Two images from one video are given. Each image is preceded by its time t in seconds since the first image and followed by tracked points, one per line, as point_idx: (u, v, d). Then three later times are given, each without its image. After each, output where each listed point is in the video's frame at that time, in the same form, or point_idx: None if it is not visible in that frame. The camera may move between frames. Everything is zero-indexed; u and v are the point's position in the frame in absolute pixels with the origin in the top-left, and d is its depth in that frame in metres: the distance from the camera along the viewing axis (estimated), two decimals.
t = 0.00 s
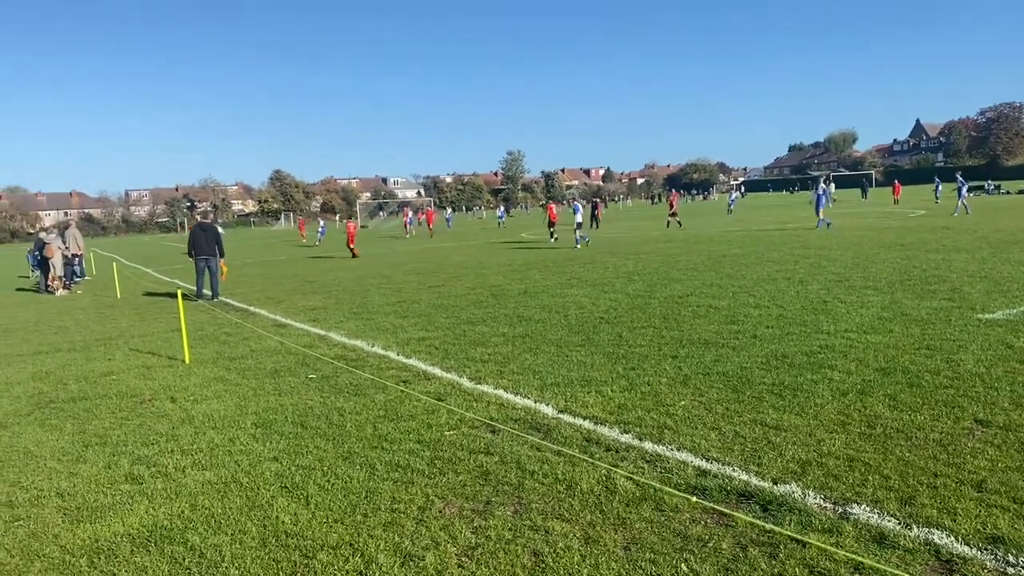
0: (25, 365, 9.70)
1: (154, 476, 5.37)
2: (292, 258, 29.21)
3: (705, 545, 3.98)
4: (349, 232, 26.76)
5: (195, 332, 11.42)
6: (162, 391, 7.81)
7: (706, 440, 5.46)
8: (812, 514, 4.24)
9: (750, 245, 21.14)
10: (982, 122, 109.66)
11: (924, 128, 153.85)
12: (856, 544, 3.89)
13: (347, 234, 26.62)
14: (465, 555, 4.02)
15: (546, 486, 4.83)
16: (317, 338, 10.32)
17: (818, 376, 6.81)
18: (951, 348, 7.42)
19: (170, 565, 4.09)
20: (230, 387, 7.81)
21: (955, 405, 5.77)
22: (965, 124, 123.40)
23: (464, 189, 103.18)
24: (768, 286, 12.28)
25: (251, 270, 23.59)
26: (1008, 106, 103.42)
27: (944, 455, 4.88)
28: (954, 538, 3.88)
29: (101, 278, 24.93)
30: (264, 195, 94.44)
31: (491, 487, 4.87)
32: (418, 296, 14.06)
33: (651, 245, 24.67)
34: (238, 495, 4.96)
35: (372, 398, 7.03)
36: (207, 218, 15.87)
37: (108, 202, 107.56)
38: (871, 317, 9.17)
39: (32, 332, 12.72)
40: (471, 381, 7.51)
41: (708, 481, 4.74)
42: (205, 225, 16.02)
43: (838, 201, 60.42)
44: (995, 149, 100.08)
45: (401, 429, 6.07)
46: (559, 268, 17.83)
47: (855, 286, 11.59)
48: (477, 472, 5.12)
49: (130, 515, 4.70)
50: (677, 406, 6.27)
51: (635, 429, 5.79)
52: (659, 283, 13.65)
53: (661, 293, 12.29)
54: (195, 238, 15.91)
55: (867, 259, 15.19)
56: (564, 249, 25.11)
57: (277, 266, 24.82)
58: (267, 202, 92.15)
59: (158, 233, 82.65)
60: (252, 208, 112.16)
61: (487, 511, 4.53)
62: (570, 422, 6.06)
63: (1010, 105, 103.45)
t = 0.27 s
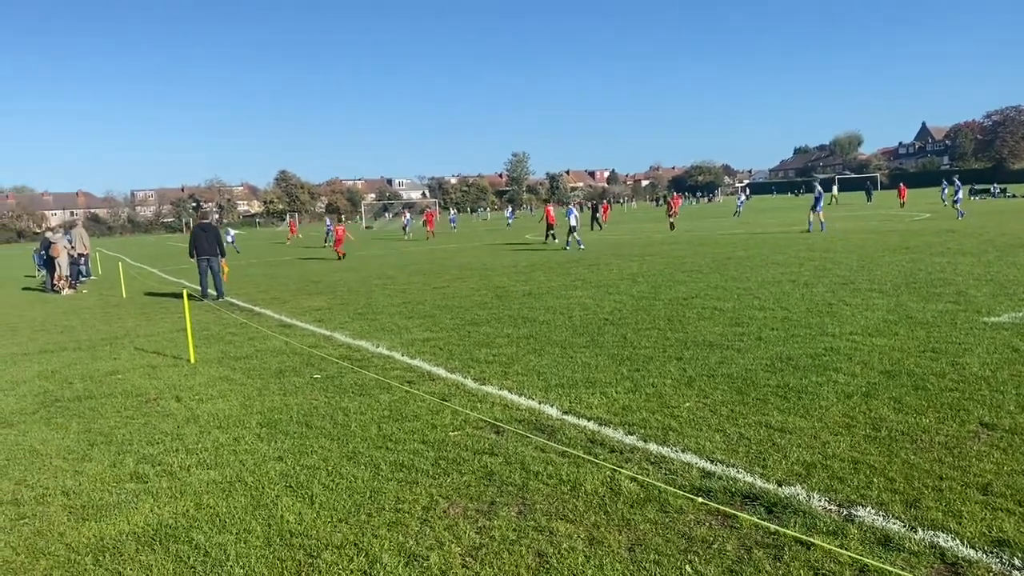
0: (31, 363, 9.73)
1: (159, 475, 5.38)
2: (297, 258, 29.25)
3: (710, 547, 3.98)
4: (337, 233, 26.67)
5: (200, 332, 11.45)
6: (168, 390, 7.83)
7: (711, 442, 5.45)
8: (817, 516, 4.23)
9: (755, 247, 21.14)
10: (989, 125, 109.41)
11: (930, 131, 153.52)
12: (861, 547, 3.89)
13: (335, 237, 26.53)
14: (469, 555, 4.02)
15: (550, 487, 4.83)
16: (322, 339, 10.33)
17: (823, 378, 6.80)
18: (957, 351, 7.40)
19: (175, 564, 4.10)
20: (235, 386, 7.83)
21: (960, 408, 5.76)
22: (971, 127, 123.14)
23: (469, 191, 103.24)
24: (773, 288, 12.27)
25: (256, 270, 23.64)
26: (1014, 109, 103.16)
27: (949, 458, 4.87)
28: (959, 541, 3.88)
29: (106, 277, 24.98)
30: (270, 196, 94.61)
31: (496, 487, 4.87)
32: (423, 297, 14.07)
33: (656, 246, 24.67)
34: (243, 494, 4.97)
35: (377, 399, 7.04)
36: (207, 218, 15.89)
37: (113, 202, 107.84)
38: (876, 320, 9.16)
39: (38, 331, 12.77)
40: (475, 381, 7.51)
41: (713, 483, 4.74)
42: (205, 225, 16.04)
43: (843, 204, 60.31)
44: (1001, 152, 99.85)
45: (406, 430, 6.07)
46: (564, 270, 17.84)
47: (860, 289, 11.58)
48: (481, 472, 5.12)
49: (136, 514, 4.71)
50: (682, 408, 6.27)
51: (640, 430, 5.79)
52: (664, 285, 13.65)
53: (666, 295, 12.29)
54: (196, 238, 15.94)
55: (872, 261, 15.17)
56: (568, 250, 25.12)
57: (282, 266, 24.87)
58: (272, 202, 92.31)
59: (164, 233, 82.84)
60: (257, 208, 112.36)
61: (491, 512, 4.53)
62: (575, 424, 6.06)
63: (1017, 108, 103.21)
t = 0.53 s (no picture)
0: (33, 363, 9.74)
1: (160, 475, 5.38)
2: (299, 259, 29.24)
3: (710, 550, 3.97)
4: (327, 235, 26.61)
5: (201, 332, 11.46)
6: (169, 390, 7.84)
7: (712, 444, 5.45)
8: (818, 519, 4.23)
9: (756, 250, 21.13)
10: (991, 128, 109.35)
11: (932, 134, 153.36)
12: (862, 550, 3.88)
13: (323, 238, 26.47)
14: (470, 557, 4.02)
15: (551, 489, 4.82)
16: (324, 339, 10.33)
17: (824, 381, 6.79)
18: (958, 354, 7.39)
19: (175, 565, 4.10)
20: (236, 387, 7.83)
21: (962, 412, 5.75)
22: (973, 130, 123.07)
23: (471, 192, 103.28)
24: (775, 291, 12.26)
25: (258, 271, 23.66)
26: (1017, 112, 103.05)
27: (950, 461, 4.86)
28: (961, 545, 3.87)
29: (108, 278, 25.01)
30: (272, 196, 94.71)
31: (496, 489, 4.86)
32: (424, 298, 14.07)
33: (658, 248, 24.69)
34: (243, 495, 4.97)
35: (378, 400, 7.03)
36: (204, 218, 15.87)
37: (116, 202, 108.00)
38: (878, 322, 9.15)
39: (40, 331, 12.78)
40: (477, 383, 7.50)
41: (713, 486, 4.74)
42: (203, 226, 16.05)
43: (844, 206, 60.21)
44: (1003, 154, 99.75)
45: (407, 431, 6.07)
46: (566, 271, 17.85)
47: (861, 291, 11.57)
48: (482, 474, 5.12)
49: (136, 515, 4.71)
50: (683, 410, 6.26)
51: (641, 432, 5.79)
52: (665, 286, 13.65)
53: (667, 297, 12.28)
54: (193, 239, 15.95)
55: (873, 264, 15.15)
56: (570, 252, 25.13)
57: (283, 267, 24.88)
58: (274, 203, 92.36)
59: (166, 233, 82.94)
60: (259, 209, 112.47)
61: (492, 513, 4.52)
62: (576, 426, 6.05)
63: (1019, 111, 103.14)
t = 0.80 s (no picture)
0: (30, 364, 9.73)
1: (156, 476, 5.37)
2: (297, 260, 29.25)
3: (707, 552, 3.97)
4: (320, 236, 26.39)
5: (199, 333, 11.45)
6: (166, 391, 7.83)
7: (709, 445, 5.45)
8: (815, 522, 4.22)
9: (755, 251, 21.14)
10: (990, 130, 109.42)
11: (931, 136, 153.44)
12: (859, 553, 3.87)
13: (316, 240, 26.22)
14: (466, 559, 4.02)
15: (548, 491, 4.82)
16: (321, 340, 10.32)
17: (821, 382, 6.79)
18: (956, 356, 7.39)
19: (171, 566, 4.09)
20: (234, 388, 7.82)
21: (959, 414, 5.75)
22: (972, 131, 123.10)
23: (469, 193, 103.27)
24: (773, 292, 12.26)
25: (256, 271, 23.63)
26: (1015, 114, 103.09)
27: (948, 463, 4.86)
28: (957, 547, 3.87)
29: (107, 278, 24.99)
30: (270, 197, 94.69)
31: (493, 490, 4.86)
32: (423, 299, 14.06)
33: (657, 249, 24.68)
34: (239, 496, 4.97)
35: (376, 401, 7.02)
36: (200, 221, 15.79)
37: (115, 202, 107.98)
38: (876, 324, 9.15)
39: (37, 331, 12.77)
40: (474, 384, 7.49)
41: (710, 487, 4.73)
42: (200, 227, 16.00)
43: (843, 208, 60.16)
44: (1002, 156, 99.80)
45: (404, 432, 6.06)
46: (564, 272, 17.85)
47: (859, 293, 11.57)
48: (479, 475, 5.12)
49: (132, 516, 4.71)
50: (680, 411, 6.26)
51: (638, 434, 5.79)
52: (664, 288, 13.64)
53: (665, 298, 12.27)
54: (190, 241, 15.93)
55: (871, 265, 15.15)
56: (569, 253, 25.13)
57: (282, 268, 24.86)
58: (273, 203, 92.27)
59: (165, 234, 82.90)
60: (258, 210, 112.46)
61: (489, 515, 4.52)
62: (573, 427, 6.05)
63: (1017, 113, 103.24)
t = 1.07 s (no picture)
0: (24, 365, 9.70)
1: (150, 478, 5.36)
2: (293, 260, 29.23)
3: (701, 554, 3.97)
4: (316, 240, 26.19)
5: (194, 334, 11.43)
6: (161, 392, 7.81)
7: (704, 447, 5.45)
8: (809, 524, 4.23)
9: (751, 252, 21.17)
10: (985, 131, 109.71)
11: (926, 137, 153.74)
12: (854, 555, 3.88)
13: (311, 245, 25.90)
14: (460, 561, 4.01)
15: (543, 493, 4.82)
16: (317, 341, 10.31)
17: (816, 384, 6.80)
18: (950, 358, 7.41)
19: (165, 568, 4.08)
20: (228, 389, 7.80)
21: (953, 415, 5.76)
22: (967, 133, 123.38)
23: (466, 194, 103.23)
24: (768, 293, 12.26)
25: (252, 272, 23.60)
26: (1010, 115, 103.32)
27: (942, 465, 4.87)
28: (951, 549, 3.87)
29: (102, 279, 24.93)
30: (266, 197, 94.57)
31: (488, 492, 4.86)
32: (418, 300, 14.05)
33: (652, 250, 24.69)
34: (234, 498, 4.96)
35: (371, 402, 7.02)
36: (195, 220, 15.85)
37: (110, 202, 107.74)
38: (871, 326, 9.17)
39: (32, 332, 12.73)
40: (470, 385, 7.48)
41: (705, 489, 4.74)
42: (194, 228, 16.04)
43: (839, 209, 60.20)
44: (997, 158, 100.06)
45: (399, 434, 6.05)
46: (560, 273, 17.86)
47: (854, 294, 11.59)
48: (474, 477, 5.12)
49: (126, 518, 4.70)
50: (676, 413, 6.26)
51: (633, 435, 5.79)
52: (659, 289, 13.65)
53: (661, 300, 12.28)
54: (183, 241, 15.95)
55: (867, 267, 15.16)
56: (565, 254, 25.14)
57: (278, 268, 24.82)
58: (269, 203, 92.15)
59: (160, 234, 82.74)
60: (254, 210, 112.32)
61: (484, 517, 4.52)
62: (568, 428, 6.04)
63: (1013, 115, 103.48)
